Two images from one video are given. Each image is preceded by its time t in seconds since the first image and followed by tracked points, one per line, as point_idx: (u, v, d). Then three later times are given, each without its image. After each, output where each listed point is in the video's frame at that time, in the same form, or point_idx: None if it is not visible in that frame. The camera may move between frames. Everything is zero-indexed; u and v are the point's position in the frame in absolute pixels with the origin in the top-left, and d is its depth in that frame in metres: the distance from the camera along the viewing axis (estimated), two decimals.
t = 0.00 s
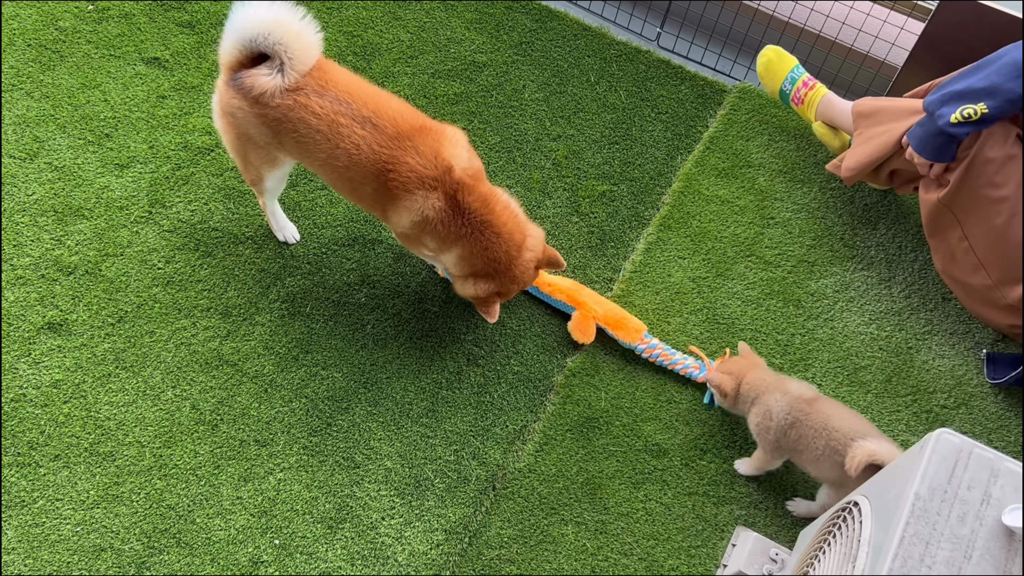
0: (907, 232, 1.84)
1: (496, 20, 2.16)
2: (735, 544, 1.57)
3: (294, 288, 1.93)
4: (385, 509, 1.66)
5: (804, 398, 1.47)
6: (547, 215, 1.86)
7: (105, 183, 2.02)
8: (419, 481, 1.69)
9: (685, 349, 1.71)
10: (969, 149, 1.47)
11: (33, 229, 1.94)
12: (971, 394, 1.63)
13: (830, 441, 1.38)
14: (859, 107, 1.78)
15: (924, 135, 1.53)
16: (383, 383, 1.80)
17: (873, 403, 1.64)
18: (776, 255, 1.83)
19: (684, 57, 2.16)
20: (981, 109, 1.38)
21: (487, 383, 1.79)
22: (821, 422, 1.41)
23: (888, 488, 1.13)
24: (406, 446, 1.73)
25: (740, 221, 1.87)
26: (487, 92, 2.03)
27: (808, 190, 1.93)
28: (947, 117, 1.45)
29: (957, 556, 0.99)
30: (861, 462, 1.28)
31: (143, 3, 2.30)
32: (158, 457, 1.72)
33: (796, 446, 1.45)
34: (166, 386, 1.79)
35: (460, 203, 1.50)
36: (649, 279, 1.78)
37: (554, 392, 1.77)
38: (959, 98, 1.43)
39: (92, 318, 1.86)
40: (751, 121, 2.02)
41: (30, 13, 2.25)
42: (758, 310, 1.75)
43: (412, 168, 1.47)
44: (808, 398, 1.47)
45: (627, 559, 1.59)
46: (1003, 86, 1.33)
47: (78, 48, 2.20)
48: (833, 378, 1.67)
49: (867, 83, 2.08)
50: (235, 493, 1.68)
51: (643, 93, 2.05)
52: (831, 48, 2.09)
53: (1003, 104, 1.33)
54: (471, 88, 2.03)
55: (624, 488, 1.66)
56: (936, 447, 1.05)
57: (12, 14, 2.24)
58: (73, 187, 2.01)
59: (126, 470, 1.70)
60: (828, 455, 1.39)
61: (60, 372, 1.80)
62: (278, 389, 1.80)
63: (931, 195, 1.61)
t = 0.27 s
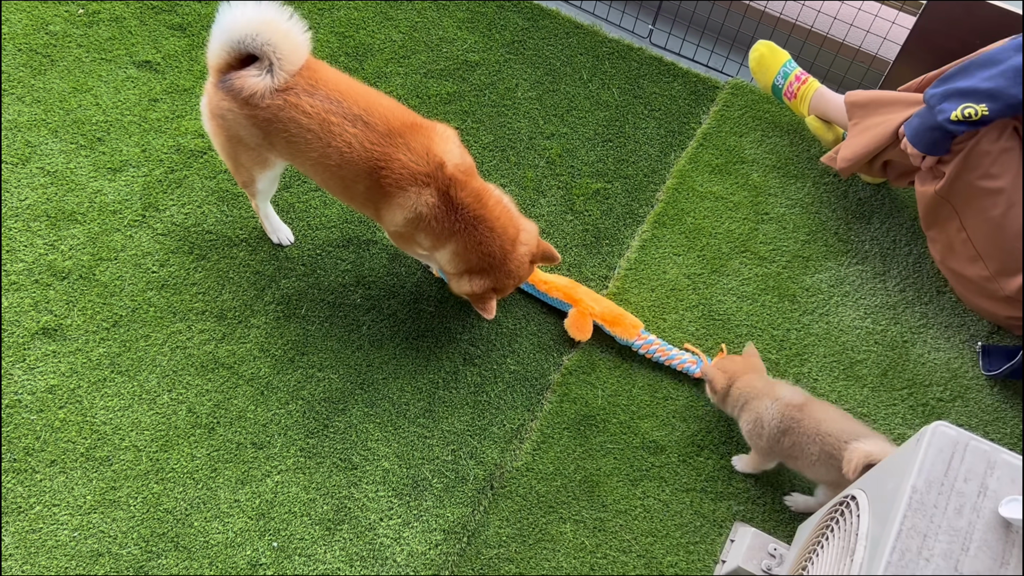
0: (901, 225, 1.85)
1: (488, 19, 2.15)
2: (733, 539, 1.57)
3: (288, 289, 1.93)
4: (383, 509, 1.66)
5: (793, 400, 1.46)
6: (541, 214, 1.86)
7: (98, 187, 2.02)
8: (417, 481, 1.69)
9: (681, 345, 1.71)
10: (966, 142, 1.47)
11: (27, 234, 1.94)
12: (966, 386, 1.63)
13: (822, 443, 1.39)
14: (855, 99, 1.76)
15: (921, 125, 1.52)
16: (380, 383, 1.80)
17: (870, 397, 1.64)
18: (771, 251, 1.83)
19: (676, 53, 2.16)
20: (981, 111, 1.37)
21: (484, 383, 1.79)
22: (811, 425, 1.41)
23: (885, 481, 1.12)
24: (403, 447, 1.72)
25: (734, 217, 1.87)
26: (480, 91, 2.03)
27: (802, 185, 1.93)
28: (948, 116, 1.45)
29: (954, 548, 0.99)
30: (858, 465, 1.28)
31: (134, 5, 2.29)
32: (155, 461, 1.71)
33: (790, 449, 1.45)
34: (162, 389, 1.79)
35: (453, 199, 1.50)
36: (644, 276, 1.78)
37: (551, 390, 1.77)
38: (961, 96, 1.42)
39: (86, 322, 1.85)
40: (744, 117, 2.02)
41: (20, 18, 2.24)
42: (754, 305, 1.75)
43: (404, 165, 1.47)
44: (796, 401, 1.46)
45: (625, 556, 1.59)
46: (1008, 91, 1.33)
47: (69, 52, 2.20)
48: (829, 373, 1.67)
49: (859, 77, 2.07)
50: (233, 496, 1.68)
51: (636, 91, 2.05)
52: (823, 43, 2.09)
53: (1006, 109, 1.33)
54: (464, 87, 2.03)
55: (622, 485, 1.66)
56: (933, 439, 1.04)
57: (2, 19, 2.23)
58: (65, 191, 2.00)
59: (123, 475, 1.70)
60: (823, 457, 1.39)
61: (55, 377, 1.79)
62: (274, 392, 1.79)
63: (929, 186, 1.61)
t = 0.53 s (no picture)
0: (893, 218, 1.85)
1: (476, 18, 2.15)
2: (731, 534, 1.57)
3: (281, 294, 1.92)
4: (381, 512, 1.66)
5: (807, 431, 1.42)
6: (533, 213, 1.85)
7: (88, 194, 2.01)
8: (414, 483, 1.68)
9: (676, 342, 1.71)
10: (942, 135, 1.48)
11: (17, 243, 1.93)
12: (960, 377, 1.64)
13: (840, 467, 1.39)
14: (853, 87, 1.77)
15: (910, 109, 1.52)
16: (375, 386, 1.80)
17: (865, 390, 1.64)
18: (763, 245, 1.83)
19: (665, 50, 2.16)
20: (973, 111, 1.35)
21: (479, 383, 1.79)
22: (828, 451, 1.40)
23: (881, 473, 1.13)
24: (400, 449, 1.72)
25: (726, 213, 1.87)
26: (470, 91, 2.02)
27: (793, 179, 1.93)
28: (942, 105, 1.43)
29: (951, 539, 0.99)
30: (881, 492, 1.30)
31: (120, 11, 2.28)
32: (150, 468, 1.71)
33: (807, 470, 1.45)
34: (156, 397, 1.78)
35: (441, 195, 1.50)
36: (637, 273, 1.78)
37: (546, 389, 1.77)
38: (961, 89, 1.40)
39: (79, 331, 1.84)
40: (734, 113, 2.02)
41: (6, 26, 2.23)
42: (747, 300, 1.75)
43: (391, 161, 1.47)
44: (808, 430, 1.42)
45: (624, 553, 1.59)
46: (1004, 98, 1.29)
47: (55, 59, 2.18)
48: (823, 366, 1.67)
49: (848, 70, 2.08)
50: (230, 501, 1.67)
51: (626, 88, 2.05)
52: (811, 37, 2.09)
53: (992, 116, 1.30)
54: (453, 88, 2.03)
55: (619, 483, 1.66)
56: (928, 432, 1.05)
57: None
58: (55, 199, 1.99)
59: (118, 483, 1.69)
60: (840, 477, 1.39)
61: (48, 387, 1.78)
62: (269, 396, 1.79)
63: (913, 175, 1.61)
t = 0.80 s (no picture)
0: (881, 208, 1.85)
1: (461, 19, 2.14)
2: (729, 529, 1.57)
3: (272, 300, 1.91)
4: (377, 517, 1.65)
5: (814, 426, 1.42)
6: (523, 212, 1.85)
7: (74, 205, 1.99)
8: (410, 487, 1.67)
9: (669, 337, 1.71)
10: (935, 121, 1.47)
11: (3, 257, 1.91)
12: (952, 365, 1.64)
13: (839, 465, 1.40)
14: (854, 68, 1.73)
15: (906, 90, 1.49)
16: (368, 390, 1.79)
17: (858, 381, 1.64)
18: (754, 239, 1.83)
19: (650, 46, 2.16)
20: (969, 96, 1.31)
21: (473, 385, 1.78)
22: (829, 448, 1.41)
23: (877, 465, 1.13)
24: (395, 453, 1.71)
25: (716, 208, 1.87)
26: (456, 91, 2.02)
27: (781, 172, 1.93)
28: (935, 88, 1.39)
29: (948, 530, 0.99)
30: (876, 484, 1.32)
31: (101, 19, 2.26)
32: (144, 479, 1.69)
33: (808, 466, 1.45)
34: (148, 407, 1.77)
35: (434, 205, 1.48)
36: (629, 270, 1.78)
37: (541, 389, 1.76)
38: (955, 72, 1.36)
39: (68, 343, 1.83)
40: (721, 107, 2.02)
41: None
42: (739, 295, 1.75)
43: (382, 171, 1.45)
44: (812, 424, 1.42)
45: (623, 551, 1.58)
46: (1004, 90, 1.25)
47: (37, 70, 2.17)
48: (816, 358, 1.67)
49: (833, 62, 2.08)
50: (225, 510, 1.66)
51: (612, 85, 2.04)
52: (796, 30, 2.10)
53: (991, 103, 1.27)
54: (439, 89, 2.02)
55: (616, 481, 1.65)
56: (922, 423, 1.05)
57: None
58: (41, 211, 1.97)
59: (112, 495, 1.68)
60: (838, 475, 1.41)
61: (38, 400, 1.76)
62: (262, 404, 1.77)
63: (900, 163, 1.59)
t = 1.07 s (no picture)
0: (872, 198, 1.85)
1: (444, 19, 2.13)
2: (729, 524, 1.56)
3: (262, 307, 1.89)
4: (375, 523, 1.63)
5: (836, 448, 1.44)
6: (513, 212, 1.84)
7: (59, 217, 1.97)
8: (407, 492, 1.65)
9: (663, 333, 1.70)
10: (932, 109, 1.46)
11: None
12: (948, 353, 1.64)
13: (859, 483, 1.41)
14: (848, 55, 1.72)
15: (906, 77, 1.48)
16: (362, 395, 1.77)
17: (853, 371, 1.64)
18: (745, 232, 1.82)
19: (636, 41, 2.15)
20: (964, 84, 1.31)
21: (468, 386, 1.77)
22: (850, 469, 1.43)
23: (876, 457, 1.12)
24: (391, 458, 1.69)
25: (706, 202, 1.86)
26: (442, 92, 2.01)
27: (771, 164, 1.92)
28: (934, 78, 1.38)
29: (950, 520, 0.98)
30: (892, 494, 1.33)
31: (82, 28, 2.24)
32: (138, 492, 1.68)
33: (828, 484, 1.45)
34: (140, 419, 1.75)
35: (425, 214, 1.45)
36: (621, 267, 1.77)
37: (536, 389, 1.75)
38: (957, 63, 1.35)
39: (57, 356, 1.81)
40: (708, 101, 2.01)
41: None
42: (731, 289, 1.75)
43: (370, 182, 1.42)
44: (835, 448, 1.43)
45: (623, 550, 1.57)
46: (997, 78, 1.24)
47: (18, 81, 2.14)
48: (811, 350, 1.67)
49: (819, 53, 2.08)
50: (221, 521, 1.65)
51: (599, 82, 2.04)
52: (781, 22, 2.10)
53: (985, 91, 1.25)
54: (425, 90, 2.01)
55: (614, 479, 1.63)
56: (921, 414, 1.04)
57: None
58: (27, 224, 1.95)
59: (106, 509, 1.66)
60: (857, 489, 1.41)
61: (29, 415, 1.74)
62: (256, 412, 1.76)
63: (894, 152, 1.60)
